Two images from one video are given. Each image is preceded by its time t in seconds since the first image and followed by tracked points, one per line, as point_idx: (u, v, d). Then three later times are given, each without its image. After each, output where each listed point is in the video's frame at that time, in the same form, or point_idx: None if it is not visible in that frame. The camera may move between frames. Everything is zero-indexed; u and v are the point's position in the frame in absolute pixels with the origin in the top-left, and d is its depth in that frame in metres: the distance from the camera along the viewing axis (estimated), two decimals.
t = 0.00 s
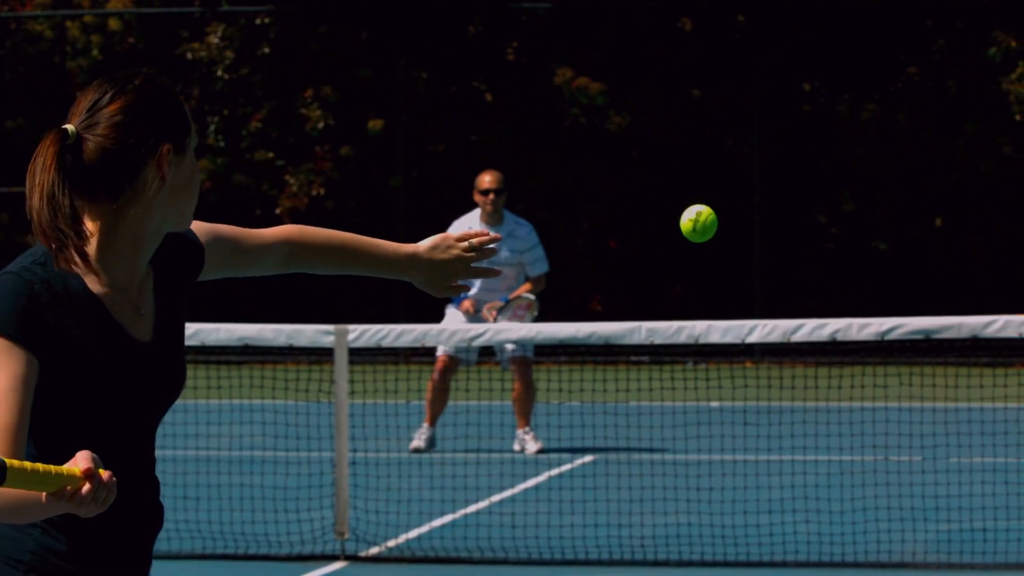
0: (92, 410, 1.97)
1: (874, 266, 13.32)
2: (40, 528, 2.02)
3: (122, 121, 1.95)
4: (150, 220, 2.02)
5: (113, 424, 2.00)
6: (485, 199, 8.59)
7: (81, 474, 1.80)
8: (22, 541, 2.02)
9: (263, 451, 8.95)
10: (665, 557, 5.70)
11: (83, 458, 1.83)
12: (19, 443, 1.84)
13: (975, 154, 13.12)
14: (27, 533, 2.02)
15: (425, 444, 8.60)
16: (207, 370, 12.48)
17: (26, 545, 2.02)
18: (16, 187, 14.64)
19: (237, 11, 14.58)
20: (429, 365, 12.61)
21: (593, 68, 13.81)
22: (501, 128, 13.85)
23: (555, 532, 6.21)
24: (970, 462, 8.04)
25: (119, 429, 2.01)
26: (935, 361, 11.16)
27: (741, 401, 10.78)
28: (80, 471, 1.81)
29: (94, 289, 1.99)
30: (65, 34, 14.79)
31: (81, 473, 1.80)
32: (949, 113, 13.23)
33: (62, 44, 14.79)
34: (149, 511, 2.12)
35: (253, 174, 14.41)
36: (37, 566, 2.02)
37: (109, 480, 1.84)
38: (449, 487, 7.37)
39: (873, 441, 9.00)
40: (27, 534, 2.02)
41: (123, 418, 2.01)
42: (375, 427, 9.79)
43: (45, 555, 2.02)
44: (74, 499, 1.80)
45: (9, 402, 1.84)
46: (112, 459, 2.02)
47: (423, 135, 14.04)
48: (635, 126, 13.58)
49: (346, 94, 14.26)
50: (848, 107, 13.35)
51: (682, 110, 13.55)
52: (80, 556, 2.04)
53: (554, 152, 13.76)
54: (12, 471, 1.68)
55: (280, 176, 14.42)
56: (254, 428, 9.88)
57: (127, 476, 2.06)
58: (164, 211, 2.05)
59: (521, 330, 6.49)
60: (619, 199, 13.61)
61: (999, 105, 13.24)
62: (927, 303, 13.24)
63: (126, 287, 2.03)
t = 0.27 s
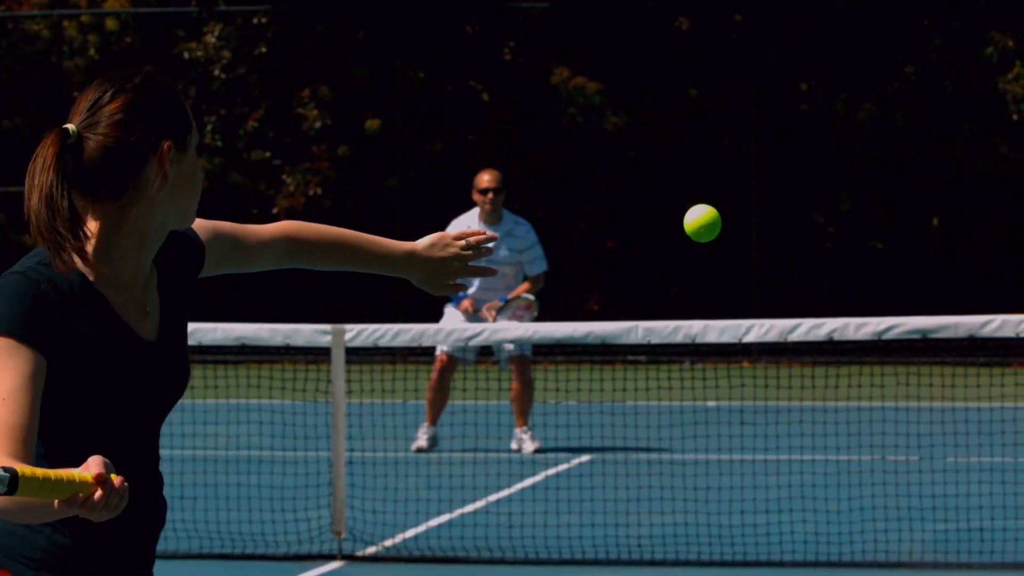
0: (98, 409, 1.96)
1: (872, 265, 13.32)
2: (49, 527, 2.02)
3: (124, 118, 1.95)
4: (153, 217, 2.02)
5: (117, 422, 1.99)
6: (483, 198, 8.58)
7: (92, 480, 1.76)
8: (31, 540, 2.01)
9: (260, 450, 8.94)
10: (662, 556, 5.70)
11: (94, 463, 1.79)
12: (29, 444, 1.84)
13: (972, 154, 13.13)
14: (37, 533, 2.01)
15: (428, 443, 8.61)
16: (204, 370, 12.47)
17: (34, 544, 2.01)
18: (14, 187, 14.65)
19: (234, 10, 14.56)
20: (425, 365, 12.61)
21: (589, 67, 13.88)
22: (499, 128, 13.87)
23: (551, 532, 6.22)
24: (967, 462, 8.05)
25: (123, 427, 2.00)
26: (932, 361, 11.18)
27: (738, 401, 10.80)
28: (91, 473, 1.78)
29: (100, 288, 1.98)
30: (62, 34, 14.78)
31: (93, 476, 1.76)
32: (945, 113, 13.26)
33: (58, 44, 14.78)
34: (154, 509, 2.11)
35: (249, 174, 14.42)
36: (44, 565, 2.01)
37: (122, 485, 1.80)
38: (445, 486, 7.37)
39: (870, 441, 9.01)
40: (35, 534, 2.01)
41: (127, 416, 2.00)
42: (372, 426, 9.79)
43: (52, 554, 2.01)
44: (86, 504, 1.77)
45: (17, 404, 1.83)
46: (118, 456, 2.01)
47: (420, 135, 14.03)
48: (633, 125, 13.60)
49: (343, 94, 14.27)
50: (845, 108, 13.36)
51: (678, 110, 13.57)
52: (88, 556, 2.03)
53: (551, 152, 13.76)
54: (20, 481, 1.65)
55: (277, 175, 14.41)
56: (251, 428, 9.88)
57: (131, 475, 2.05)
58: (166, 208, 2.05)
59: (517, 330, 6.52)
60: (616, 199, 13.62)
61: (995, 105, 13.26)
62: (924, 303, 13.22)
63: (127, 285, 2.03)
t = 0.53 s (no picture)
0: (104, 407, 1.95)
1: (869, 265, 13.34)
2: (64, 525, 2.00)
3: (125, 115, 1.95)
4: (156, 213, 2.02)
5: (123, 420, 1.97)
6: (482, 197, 8.57)
7: (105, 486, 1.71)
8: (45, 536, 2.00)
9: (258, 450, 8.95)
10: (660, 556, 5.70)
11: (108, 467, 1.73)
12: (43, 443, 1.81)
13: (969, 154, 13.13)
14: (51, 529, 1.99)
15: (431, 443, 8.60)
16: (201, 369, 12.46)
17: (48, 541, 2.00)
18: (12, 187, 14.64)
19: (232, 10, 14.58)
20: (423, 364, 12.61)
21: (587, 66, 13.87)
22: (496, 127, 13.87)
23: (549, 531, 6.22)
24: (965, 461, 8.05)
25: (130, 425, 1.99)
26: (929, 360, 11.19)
27: (736, 401, 10.80)
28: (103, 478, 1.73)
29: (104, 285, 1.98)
30: (59, 33, 14.74)
31: (104, 483, 1.71)
32: (943, 112, 13.27)
33: (56, 43, 14.75)
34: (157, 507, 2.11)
35: (247, 172, 14.43)
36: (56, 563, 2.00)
37: (135, 490, 1.74)
38: (443, 486, 7.37)
39: (868, 440, 9.02)
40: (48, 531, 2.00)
41: (136, 412, 1.99)
42: (370, 426, 9.79)
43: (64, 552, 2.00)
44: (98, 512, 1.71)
45: (30, 403, 1.80)
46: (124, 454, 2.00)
47: (417, 134, 14.03)
48: (630, 124, 13.63)
49: (341, 93, 14.26)
50: (843, 107, 13.39)
51: (676, 109, 13.57)
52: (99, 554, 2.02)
53: (549, 151, 13.78)
54: (26, 491, 1.61)
55: (275, 175, 14.41)
56: (249, 428, 9.89)
57: (138, 474, 2.04)
58: (169, 205, 2.04)
59: (514, 330, 6.51)
60: (614, 198, 13.62)
61: (993, 104, 13.26)
62: (922, 302, 13.24)
63: (131, 281, 2.03)
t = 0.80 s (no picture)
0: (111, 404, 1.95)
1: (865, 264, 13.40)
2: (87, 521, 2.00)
3: (128, 109, 1.96)
4: (160, 208, 2.02)
5: (127, 419, 1.98)
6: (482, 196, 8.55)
7: (122, 493, 1.70)
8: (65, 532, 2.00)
9: (256, 448, 8.95)
10: (658, 554, 5.71)
11: (125, 472, 1.72)
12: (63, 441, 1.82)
13: (968, 153, 13.13)
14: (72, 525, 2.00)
15: (433, 443, 8.57)
16: (200, 368, 12.46)
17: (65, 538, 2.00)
18: (10, 186, 14.62)
19: (231, 9, 14.60)
20: (421, 363, 12.63)
21: (585, 64, 13.80)
22: (493, 126, 13.83)
23: (547, 530, 6.22)
24: (962, 460, 8.06)
25: (138, 418, 2.00)
26: (927, 359, 11.21)
27: (734, 399, 10.81)
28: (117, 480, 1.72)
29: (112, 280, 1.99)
30: (57, 32, 14.73)
31: (118, 485, 1.70)
32: (941, 111, 13.24)
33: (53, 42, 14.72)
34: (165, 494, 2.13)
35: (246, 172, 14.37)
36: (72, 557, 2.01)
37: (152, 497, 1.73)
38: (441, 485, 7.37)
39: (867, 439, 9.02)
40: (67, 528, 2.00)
41: (141, 408, 2.00)
42: (368, 425, 9.79)
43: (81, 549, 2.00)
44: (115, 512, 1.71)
45: (47, 401, 1.82)
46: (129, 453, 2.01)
47: (415, 133, 14.03)
48: (628, 123, 13.59)
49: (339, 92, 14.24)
50: (841, 107, 13.38)
51: (675, 107, 13.54)
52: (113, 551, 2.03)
53: (546, 150, 13.76)
54: (43, 500, 1.66)
55: (273, 174, 14.37)
56: (246, 427, 9.89)
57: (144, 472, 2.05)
58: (172, 200, 2.05)
59: (512, 330, 6.46)
60: (612, 197, 13.62)
61: (991, 103, 13.24)
62: (918, 301, 13.31)
63: (136, 277, 2.04)
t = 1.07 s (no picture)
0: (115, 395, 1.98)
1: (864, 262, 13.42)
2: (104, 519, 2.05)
3: (129, 104, 1.98)
4: (164, 202, 2.04)
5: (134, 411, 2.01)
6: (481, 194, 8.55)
7: (145, 499, 1.72)
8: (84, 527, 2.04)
9: (254, 447, 8.95)
10: (657, 554, 5.71)
11: (148, 478, 1.74)
12: (87, 440, 1.85)
13: (967, 152, 13.15)
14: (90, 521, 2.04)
15: (433, 442, 8.55)
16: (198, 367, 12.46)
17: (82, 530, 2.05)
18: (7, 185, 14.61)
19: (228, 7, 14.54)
20: (420, 362, 12.64)
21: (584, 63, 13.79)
22: (491, 124, 13.83)
23: (546, 529, 6.22)
24: (959, 459, 8.06)
25: (141, 410, 2.02)
26: (925, 358, 11.22)
27: (732, 398, 10.81)
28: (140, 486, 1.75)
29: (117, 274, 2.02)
30: (55, 31, 14.73)
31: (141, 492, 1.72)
32: (939, 110, 13.24)
33: (52, 41, 14.71)
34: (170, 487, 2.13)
35: (242, 169, 14.42)
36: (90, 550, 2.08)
37: (175, 503, 1.76)
38: (439, 483, 7.38)
39: (865, 437, 9.03)
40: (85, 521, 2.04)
41: (144, 400, 2.02)
42: (366, 424, 9.79)
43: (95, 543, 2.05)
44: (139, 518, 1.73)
45: (71, 400, 1.84)
46: (136, 445, 2.04)
47: (413, 132, 14.02)
48: (627, 122, 13.58)
49: (337, 91, 14.23)
50: (840, 105, 13.37)
51: (673, 105, 13.53)
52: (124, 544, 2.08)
53: (545, 149, 13.76)
54: (63, 511, 1.63)
55: (271, 173, 14.41)
56: (244, 425, 9.89)
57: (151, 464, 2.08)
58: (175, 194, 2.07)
59: (510, 329, 6.43)
60: (611, 196, 13.62)
61: (991, 102, 13.22)
62: (916, 300, 13.33)
63: (141, 271, 2.07)
